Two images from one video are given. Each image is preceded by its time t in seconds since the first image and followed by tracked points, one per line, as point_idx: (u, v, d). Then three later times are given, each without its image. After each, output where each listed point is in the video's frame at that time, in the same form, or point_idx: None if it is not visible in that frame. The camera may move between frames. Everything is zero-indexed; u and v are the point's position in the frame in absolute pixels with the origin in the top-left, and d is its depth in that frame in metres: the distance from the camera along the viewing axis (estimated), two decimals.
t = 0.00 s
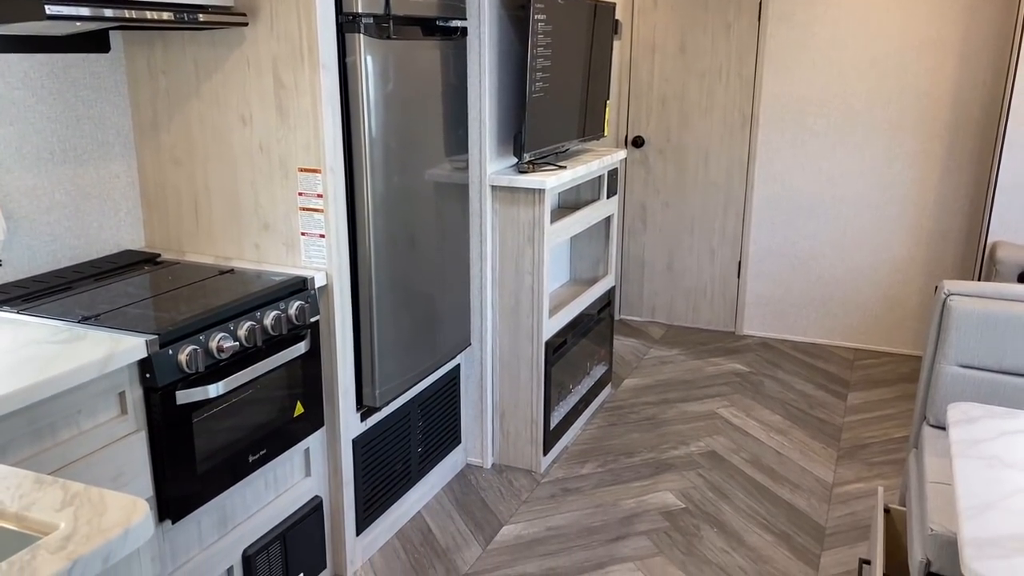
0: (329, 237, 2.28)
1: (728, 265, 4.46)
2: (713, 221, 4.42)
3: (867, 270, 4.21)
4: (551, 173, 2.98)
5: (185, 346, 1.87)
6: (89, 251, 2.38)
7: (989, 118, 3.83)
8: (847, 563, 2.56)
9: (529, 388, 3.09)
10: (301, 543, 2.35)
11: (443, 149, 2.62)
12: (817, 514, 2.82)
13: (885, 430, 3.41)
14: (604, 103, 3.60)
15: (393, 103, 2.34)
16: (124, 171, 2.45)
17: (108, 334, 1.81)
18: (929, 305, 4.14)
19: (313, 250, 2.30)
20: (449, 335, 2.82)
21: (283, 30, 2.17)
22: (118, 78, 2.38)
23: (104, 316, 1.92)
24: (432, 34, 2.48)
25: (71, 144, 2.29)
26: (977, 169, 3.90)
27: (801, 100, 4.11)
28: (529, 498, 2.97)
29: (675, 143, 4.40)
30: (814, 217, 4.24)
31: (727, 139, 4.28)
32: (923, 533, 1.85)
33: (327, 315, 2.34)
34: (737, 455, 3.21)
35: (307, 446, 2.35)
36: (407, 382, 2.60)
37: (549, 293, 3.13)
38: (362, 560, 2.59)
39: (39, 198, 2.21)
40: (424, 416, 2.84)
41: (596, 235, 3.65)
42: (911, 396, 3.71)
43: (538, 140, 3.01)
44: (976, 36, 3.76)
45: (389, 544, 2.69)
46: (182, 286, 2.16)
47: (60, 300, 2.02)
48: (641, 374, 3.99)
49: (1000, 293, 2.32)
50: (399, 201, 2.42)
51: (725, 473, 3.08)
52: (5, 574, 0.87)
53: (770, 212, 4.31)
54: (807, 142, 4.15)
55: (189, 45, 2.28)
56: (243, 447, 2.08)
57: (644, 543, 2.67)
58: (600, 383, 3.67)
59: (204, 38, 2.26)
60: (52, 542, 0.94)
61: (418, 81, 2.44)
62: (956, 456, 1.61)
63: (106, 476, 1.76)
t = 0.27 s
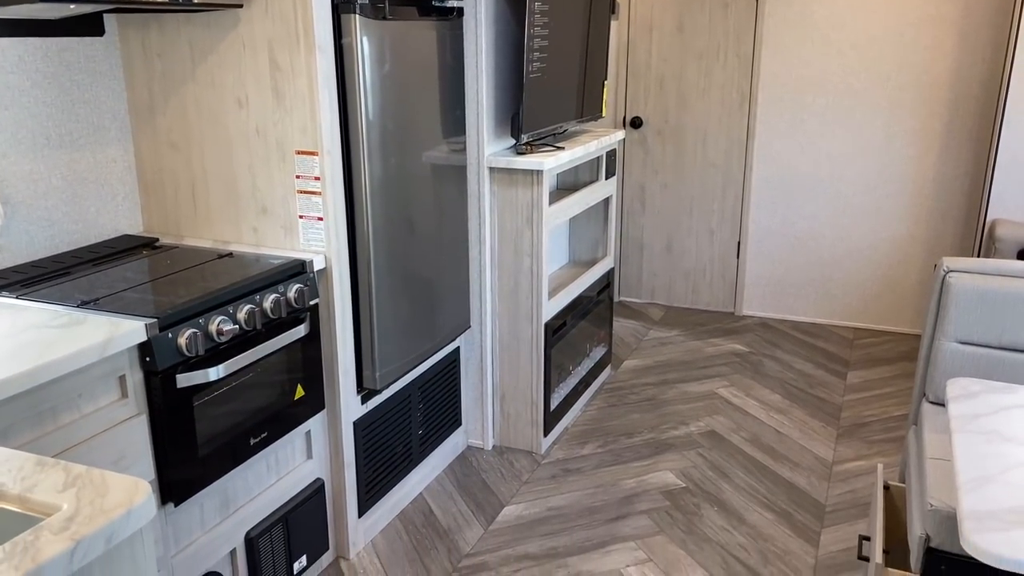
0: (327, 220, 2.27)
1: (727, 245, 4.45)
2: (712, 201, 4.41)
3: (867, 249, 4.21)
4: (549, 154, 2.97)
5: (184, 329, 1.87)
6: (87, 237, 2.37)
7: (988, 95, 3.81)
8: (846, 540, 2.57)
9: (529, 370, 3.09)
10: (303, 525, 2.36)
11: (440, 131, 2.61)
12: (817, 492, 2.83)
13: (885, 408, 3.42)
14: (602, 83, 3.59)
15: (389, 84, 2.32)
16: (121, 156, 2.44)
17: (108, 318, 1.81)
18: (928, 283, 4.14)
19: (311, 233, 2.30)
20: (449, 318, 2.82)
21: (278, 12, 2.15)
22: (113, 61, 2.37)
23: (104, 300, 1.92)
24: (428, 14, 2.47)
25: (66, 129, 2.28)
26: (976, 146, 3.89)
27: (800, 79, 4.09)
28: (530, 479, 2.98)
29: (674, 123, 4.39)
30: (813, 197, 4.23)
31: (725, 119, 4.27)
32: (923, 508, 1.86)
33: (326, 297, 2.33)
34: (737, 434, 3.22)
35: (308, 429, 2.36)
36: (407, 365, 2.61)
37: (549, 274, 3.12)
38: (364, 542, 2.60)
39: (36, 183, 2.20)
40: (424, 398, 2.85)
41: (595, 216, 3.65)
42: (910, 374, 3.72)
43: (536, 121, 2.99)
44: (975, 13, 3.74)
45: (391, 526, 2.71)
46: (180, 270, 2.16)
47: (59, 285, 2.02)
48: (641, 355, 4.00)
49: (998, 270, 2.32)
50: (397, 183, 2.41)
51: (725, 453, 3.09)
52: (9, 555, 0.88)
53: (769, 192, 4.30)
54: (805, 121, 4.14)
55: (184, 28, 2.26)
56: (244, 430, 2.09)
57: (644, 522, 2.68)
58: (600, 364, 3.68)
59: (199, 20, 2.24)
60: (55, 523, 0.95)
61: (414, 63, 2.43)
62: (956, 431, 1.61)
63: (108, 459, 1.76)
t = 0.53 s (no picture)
0: (327, 202, 2.26)
1: (728, 226, 4.44)
2: (713, 182, 4.40)
3: (868, 229, 4.20)
4: (549, 135, 2.95)
5: (186, 312, 1.87)
6: (88, 221, 2.37)
7: (991, 72, 3.79)
8: (848, 518, 2.58)
9: (531, 352, 3.09)
10: (307, 507, 2.37)
11: (440, 112, 2.60)
12: (819, 471, 2.84)
13: (886, 387, 3.42)
14: (602, 63, 3.57)
15: (388, 65, 2.31)
16: (120, 140, 2.43)
17: (109, 301, 1.81)
18: (930, 263, 4.14)
19: (311, 215, 2.29)
20: (450, 300, 2.82)
21: None
22: (110, 45, 2.35)
23: (105, 284, 1.92)
24: None
25: (65, 113, 2.26)
26: (978, 125, 3.87)
27: (801, 58, 4.07)
28: (532, 460, 2.99)
29: (674, 104, 4.36)
30: (814, 177, 4.22)
31: (726, 100, 4.25)
32: (925, 485, 1.86)
33: (327, 280, 2.33)
34: (738, 414, 3.23)
35: (311, 411, 2.37)
36: (408, 348, 2.61)
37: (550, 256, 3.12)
38: (368, 523, 2.61)
39: (35, 168, 2.20)
40: (426, 381, 2.85)
41: (596, 198, 3.64)
42: (912, 354, 3.72)
43: (536, 102, 2.98)
44: None
45: (394, 507, 2.72)
46: (181, 253, 2.16)
47: (60, 269, 2.02)
48: (642, 337, 4.00)
49: (1000, 247, 2.32)
50: (396, 165, 2.40)
51: (727, 433, 3.10)
52: (15, 534, 0.88)
53: (770, 172, 4.29)
54: (807, 101, 4.12)
55: (181, 9, 2.25)
56: (247, 413, 2.09)
57: (646, 501, 2.69)
58: (602, 346, 3.68)
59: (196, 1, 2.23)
60: (60, 502, 0.95)
61: (413, 43, 2.41)
62: (957, 406, 1.61)
63: (111, 442, 1.77)
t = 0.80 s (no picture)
0: (329, 186, 2.25)
1: (730, 209, 4.43)
2: (715, 165, 4.38)
3: (872, 211, 4.18)
4: (551, 118, 2.94)
5: (189, 297, 1.87)
6: (90, 207, 2.36)
7: (994, 52, 3.77)
8: (850, 499, 2.59)
9: (533, 335, 3.10)
10: (312, 491, 2.38)
11: (440, 95, 2.59)
12: (822, 452, 2.84)
13: (889, 369, 3.42)
14: (603, 46, 3.55)
15: (388, 47, 2.30)
16: (121, 125, 2.42)
17: (112, 286, 1.81)
18: (933, 244, 4.12)
19: (313, 199, 2.29)
20: (452, 284, 2.82)
21: None
22: (110, 29, 2.34)
23: (108, 269, 1.92)
24: None
25: (65, 98, 2.26)
26: (982, 105, 3.85)
27: (803, 39, 4.05)
28: (535, 443, 3.00)
29: (676, 86, 4.34)
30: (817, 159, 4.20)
31: (728, 82, 4.22)
32: (927, 465, 1.86)
33: (329, 264, 2.33)
34: (741, 397, 3.23)
35: (315, 395, 2.37)
36: (411, 332, 2.61)
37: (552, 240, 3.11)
38: (372, 506, 2.63)
39: (36, 154, 2.19)
40: (429, 365, 2.86)
41: (597, 181, 3.63)
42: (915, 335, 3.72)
43: (537, 84, 2.96)
44: None
45: (398, 491, 2.73)
46: (183, 238, 2.16)
47: (63, 254, 2.02)
48: (645, 320, 4.00)
49: (1004, 227, 2.31)
50: (397, 148, 2.40)
51: (730, 415, 3.11)
52: (20, 516, 0.89)
53: (773, 155, 4.27)
54: (809, 82, 4.10)
55: None
56: (251, 397, 2.10)
57: (650, 484, 2.70)
58: (604, 330, 3.68)
59: None
60: (66, 484, 0.95)
61: (413, 26, 2.40)
62: (960, 386, 1.61)
63: (116, 427, 1.78)
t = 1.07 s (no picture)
0: (330, 173, 2.25)
1: (733, 195, 4.42)
2: (718, 151, 4.37)
3: (875, 197, 4.17)
4: (553, 104, 2.93)
5: (191, 284, 1.87)
6: (91, 194, 2.36)
7: (999, 36, 3.74)
8: (853, 484, 2.59)
9: (536, 322, 3.10)
10: (315, 477, 2.39)
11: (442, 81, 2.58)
12: (825, 438, 2.85)
13: (892, 355, 3.42)
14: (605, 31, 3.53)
15: (389, 33, 2.29)
16: (122, 112, 2.42)
17: (114, 274, 1.81)
18: (937, 230, 4.11)
19: (314, 186, 2.28)
20: (455, 272, 2.82)
21: None
22: (110, 16, 2.34)
23: (110, 256, 1.92)
24: None
25: (65, 86, 2.25)
26: (986, 89, 3.83)
27: (806, 24, 4.03)
28: (538, 430, 3.01)
29: (678, 72, 4.32)
30: (820, 145, 4.18)
31: (731, 67, 4.20)
32: (930, 449, 1.86)
33: (331, 252, 2.33)
34: (744, 383, 3.23)
35: (318, 382, 2.38)
36: (413, 319, 2.61)
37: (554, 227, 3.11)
38: (376, 493, 2.64)
39: (37, 142, 2.19)
40: (432, 352, 2.86)
41: (600, 168, 3.62)
42: (918, 321, 3.71)
43: (539, 70, 2.95)
44: None
45: (402, 477, 2.74)
46: (185, 226, 2.15)
47: (65, 242, 2.02)
48: (647, 307, 4.00)
49: (1007, 212, 2.30)
50: (398, 135, 2.39)
51: (732, 401, 3.11)
52: (25, 500, 0.89)
53: (775, 141, 4.26)
54: (812, 67, 4.08)
55: None
56: (254, 384, 2.10)
57: (652, 469, 2.71)
58: (607, 317, 3.68)
59: None
60: (70, 469, 0.95)
61: (414, 11, 2.39)
62: (962, 369, 1.61)
63: (119, 414, 1.78)
